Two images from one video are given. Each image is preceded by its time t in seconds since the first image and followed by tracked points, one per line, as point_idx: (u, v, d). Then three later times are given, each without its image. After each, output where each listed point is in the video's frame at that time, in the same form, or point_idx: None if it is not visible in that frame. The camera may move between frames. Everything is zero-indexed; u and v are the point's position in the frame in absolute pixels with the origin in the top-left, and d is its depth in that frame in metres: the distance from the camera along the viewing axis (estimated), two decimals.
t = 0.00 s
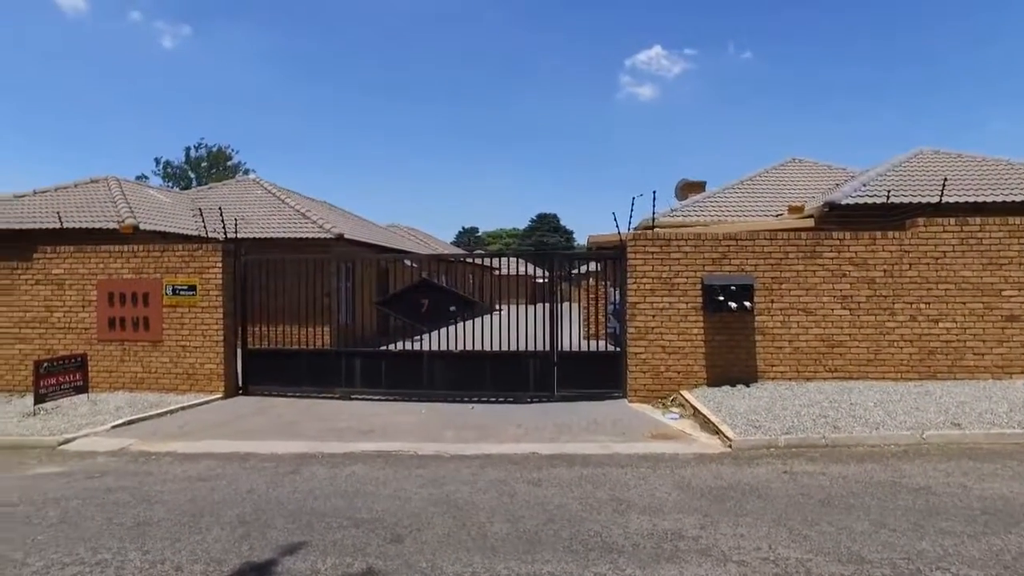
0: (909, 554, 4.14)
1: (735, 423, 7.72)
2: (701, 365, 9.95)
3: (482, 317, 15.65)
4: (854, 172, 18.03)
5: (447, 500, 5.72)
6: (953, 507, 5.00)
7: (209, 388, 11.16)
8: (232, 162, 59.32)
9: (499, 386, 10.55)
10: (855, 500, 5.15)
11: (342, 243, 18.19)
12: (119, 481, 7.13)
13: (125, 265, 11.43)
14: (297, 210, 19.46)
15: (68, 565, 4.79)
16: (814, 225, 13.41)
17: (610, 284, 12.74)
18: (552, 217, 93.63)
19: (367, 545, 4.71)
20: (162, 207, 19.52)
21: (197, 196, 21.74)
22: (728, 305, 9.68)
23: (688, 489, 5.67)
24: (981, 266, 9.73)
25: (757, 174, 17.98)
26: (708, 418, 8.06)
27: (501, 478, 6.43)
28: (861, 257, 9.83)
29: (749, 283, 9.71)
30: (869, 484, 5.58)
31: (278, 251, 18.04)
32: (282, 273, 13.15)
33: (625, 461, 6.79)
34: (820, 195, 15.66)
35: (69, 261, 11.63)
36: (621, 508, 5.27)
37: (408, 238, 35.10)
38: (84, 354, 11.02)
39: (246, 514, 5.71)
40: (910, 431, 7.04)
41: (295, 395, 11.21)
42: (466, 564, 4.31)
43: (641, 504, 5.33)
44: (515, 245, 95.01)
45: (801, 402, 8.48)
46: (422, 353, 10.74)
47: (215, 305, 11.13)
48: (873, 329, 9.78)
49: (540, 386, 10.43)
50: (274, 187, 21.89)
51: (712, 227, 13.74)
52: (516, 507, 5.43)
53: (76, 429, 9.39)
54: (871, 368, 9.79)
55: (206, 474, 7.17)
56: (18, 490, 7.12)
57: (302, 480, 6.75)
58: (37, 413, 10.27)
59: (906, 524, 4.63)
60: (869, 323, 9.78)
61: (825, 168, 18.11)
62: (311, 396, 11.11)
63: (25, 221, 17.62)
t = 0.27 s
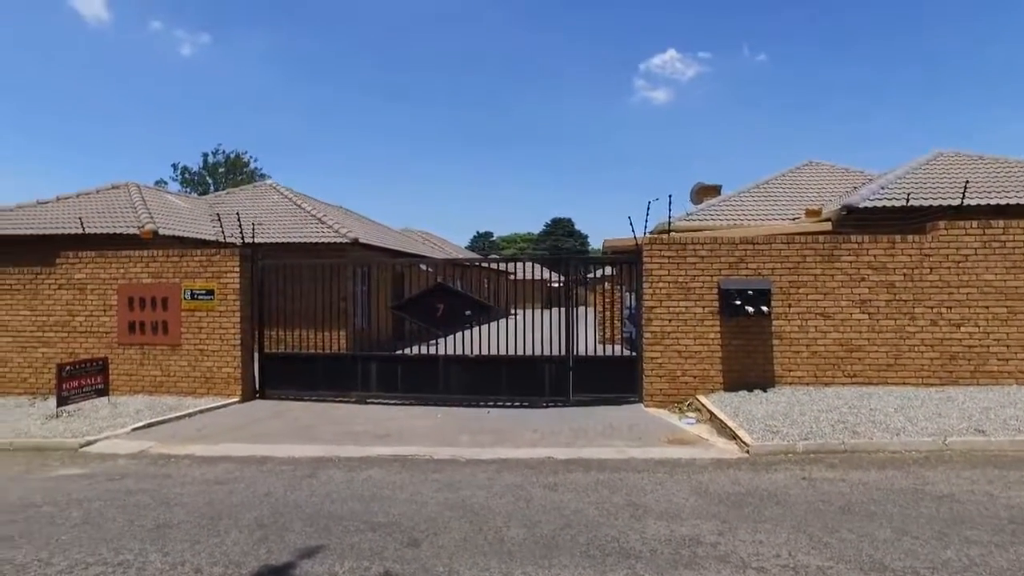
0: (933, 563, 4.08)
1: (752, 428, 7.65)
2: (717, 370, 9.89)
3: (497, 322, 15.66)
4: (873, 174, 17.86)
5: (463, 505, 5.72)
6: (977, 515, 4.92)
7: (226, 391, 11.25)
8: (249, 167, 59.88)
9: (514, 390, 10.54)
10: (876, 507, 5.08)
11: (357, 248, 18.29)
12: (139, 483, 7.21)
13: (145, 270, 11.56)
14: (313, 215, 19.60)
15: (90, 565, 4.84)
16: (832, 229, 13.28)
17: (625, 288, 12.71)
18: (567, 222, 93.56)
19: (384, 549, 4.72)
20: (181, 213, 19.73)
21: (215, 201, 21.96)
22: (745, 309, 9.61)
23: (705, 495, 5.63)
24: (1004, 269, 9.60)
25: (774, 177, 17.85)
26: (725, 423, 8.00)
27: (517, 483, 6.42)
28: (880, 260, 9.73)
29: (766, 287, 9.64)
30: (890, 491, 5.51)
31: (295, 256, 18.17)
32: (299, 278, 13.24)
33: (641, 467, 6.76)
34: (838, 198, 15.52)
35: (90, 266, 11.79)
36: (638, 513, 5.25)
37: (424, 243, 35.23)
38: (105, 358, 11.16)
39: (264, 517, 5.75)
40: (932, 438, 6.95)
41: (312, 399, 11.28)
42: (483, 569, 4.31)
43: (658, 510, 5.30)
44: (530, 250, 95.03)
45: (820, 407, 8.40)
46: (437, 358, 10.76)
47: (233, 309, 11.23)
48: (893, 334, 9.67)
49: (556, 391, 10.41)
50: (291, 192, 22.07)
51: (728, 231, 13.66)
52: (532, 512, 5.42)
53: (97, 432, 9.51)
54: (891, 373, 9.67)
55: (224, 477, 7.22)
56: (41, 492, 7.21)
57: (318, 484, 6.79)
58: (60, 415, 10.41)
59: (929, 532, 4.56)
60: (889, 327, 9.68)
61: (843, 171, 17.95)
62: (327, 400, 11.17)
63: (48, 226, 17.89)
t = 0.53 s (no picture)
0: (956, 572, 4.02)
1: (769, 434, 7.59)
2: (732, 375, 9.82)
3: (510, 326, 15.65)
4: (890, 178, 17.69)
5: (479, 509, 5.72)
6: (1001, 524, 4.84)
7: (242, 396, 11.32)
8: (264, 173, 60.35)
9: (529, 395, 10.53)
10: (896, 514, 5.02)
11: (372, 253, 18.36)
12: (157, 486, 7.26)
13: (162, 274, 11.68)
14: (328, 220, 19.71)
15: (109, 568, 4.88)
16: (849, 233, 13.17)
17: (640, 293, 12.66)
18: (580, 226, 93.48)
19: (400, 554, 4.72)
20: (198, 218, 19.92)
21: (231, 207, 22.15)
22: (761, 314, 9.55)
23: (722, 501, 5.58)
24: None
25: (790, 181, 17.74)
26: (741, 428, 7.94)
27: (532, 488, 6.41)
28: (898, 264, 9.63)
29: (782, 292, 9.57)
30: (911, 498, 5.44)
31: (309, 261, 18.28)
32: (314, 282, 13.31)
33: (657, 472, 6.72)
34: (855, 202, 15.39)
35: (109, 271, 11.93)
36: (654, 519, 5.22)
37: (437, 248, 35.33)
38: (122, 362, 11.27)
39: (280, 521, 5.77)
40: (952, 444, 6.85)
41: (326, 404, 11.32)
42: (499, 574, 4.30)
43: (674, 516, 5.26)
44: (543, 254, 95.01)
45: (837, 412, 8.31)
46: (452, 362, 10.77)
47: (248, 314, 11.30)
48: (912, 339, 9.56)
49: (570, 395, 10.39)
50: (306, 197, 22.22)
51: (743, 235, 13.58)
52: (548, 518, 5.41)
53: (115, 435, 9.60)
54: (910, 379, 9.57)
55: (241, 481, 7.26)
56: (61, 494, 7.29)
57: (334, 488, 6.81)
58: (79, 419, 10.52)
59: (952, 541, 4.50)
60: (907, 332, 9.57)
61: (859, 175, 17.80)
62: (342, 405, 11.21)
63: (68, 232, 18.13)
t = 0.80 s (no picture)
0: None
1: (785, 439, 7.53)
2: (747, 380, 9.76)
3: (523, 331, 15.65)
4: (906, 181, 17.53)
5: (494, 515, 5.70)
6: None
7: (256, 400, 11.37)
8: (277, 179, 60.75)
9: (542, 400, 10.51)
10: (917, 522, 4.96)
11: (384, 258, 18.43)
12: (173, 490, 7.30)
13: (178, 279, 11.77)
14: (341, 225, 19.80)
15: (127, 571, 4.91)
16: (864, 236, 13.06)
17: (653, 297, 12.61)
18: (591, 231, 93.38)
19: (416, 558, 4.72)
20: (212, 223, 20.08)
21: (245, 212, 22.31)
22: (776, 318, 9.48)
23: (739, 507, 5.54)
24: None
25: (804, 184, 17.62)
26: (757, 434, 7.88)
27: (547, 493, 6.39)
28: (916, 268, 9.53)
29: (797, 296, 9.50)
30: (931, 506, 5.37)
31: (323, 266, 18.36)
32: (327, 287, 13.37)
33: (672, 478, 6.68)
34: (870, 205, 15.26)
35: (126, 276, 12.04)
36: (670, 525, 5.18)
37: (449, 253, 35.41)
38: (139, 366, 11.36)
39: (296, 525, 5.78)
40: (973, 451, 6.76)
41: (340, 408, 11.35)
42: None
43: (691, 522, 5.23)
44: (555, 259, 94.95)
45: (855, 418, 8.23)
46: (465, 367, 10.78)
47: (263, 318, 11.36)
48: (930, 344, 9.46)
49: (584, 400, 10.36)
50: (318, 202, 22.33)
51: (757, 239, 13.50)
52: (564, 523, 5.39)
53: (132, 438, 9.67)
54: (928, 384, 9.46)
55: (256, 485, 7.29)
56: (79, 497, 7.35)
57: (349, 492, 6.82)
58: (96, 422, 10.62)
59: (975, 550, 4.43)
60: (925, 337, 9.47)
61: (875, 178, 17.65)
62: (355, 409, 11.23)
63: (85, 238, 18.33)
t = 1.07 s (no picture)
0: None
1: (801, 444, 7.46)
2: (762, 384, 9.69)
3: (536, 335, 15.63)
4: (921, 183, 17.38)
5: (509, 519, 5.69)
6: None
7: (270, 403, 11.43)
8: (290, 184, 61.12)
9: (555, 404, 10.49)
10: (938, 529, 4.90)
11: (397, 262, 18.48)
12: (189, 492, 7.35)
13: (193, 283, 11.85)
14: (353, 229, 19.88)
15: (146, 572, 4.95)
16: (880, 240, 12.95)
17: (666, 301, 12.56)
18: (602, 235, 93.27)
19: (431, 562, 4.72)
20: (226, 228, 20.21)
21: (259, 216, 22.45)
22: (791, 322, 9.40)
23: (756, 512, 5.49)
24: None
25: (818, 187, 17.51)
26: (772, 438, 7.82)
27: (561, 497, 6.36)
28: (934, 271, 9.44)
29: (812, 300, 9.42)
30: (952, 512, 5.30)
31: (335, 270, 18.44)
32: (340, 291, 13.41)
33: (687, 482, 6.64)
34: (886, 208, 15.13)
35: (141, 280, 12.14)
36: (686, 530, 5.15)
37: (460, 257, 35.45)
38: (154, 370, 11.45)
39: (311, 528, 5.80)
40: (994, 457, 6.68)
41: (353, 412, 11.38)
42: None
43: (707, 527, 5.19)
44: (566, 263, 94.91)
45: (871, 423, 8.16)
46: (478, 371, 10.77)
47: (277, 322, 11.41)
48: (948, 348, 9.36)
49: (597, 404, 10.33)
50: (331, 207, 22.43)
51: (771, 243, 13.43)
52: (579, 527, 5.37)
53: (148, 441, 9.75)
54: (946, 389, 9.36)
55: (271, 488, 7.32)
56: (96, 499, 7.41)
57: (363, 496, 6.83)
58: (113, 425, 10.71)
59: (998, 558, 4.37)
60: (943, 341, 9.37)
61: (890, 180, 17.51)
62: (368, 413, 11.25)
63: (102, 242, 18.52)
